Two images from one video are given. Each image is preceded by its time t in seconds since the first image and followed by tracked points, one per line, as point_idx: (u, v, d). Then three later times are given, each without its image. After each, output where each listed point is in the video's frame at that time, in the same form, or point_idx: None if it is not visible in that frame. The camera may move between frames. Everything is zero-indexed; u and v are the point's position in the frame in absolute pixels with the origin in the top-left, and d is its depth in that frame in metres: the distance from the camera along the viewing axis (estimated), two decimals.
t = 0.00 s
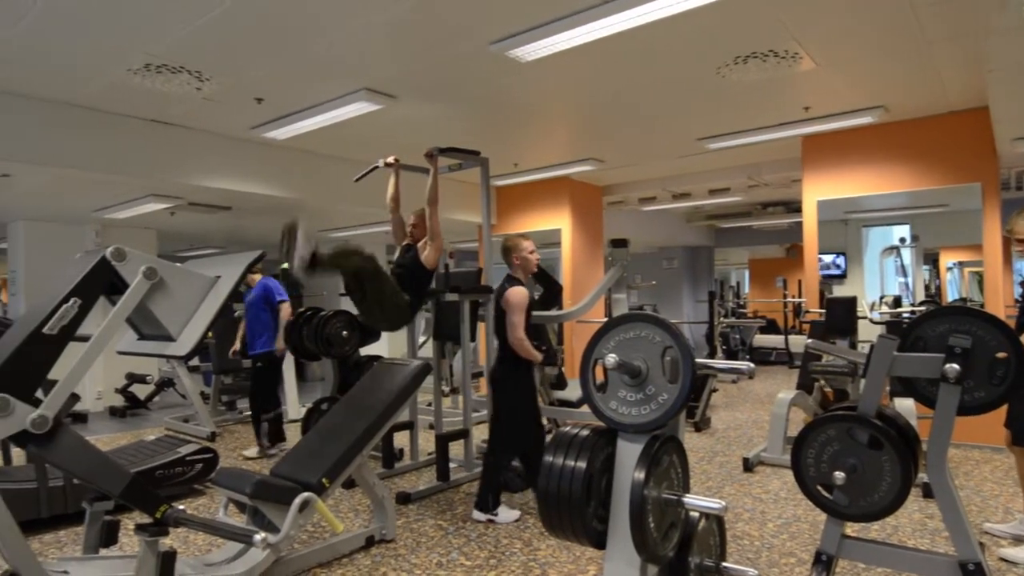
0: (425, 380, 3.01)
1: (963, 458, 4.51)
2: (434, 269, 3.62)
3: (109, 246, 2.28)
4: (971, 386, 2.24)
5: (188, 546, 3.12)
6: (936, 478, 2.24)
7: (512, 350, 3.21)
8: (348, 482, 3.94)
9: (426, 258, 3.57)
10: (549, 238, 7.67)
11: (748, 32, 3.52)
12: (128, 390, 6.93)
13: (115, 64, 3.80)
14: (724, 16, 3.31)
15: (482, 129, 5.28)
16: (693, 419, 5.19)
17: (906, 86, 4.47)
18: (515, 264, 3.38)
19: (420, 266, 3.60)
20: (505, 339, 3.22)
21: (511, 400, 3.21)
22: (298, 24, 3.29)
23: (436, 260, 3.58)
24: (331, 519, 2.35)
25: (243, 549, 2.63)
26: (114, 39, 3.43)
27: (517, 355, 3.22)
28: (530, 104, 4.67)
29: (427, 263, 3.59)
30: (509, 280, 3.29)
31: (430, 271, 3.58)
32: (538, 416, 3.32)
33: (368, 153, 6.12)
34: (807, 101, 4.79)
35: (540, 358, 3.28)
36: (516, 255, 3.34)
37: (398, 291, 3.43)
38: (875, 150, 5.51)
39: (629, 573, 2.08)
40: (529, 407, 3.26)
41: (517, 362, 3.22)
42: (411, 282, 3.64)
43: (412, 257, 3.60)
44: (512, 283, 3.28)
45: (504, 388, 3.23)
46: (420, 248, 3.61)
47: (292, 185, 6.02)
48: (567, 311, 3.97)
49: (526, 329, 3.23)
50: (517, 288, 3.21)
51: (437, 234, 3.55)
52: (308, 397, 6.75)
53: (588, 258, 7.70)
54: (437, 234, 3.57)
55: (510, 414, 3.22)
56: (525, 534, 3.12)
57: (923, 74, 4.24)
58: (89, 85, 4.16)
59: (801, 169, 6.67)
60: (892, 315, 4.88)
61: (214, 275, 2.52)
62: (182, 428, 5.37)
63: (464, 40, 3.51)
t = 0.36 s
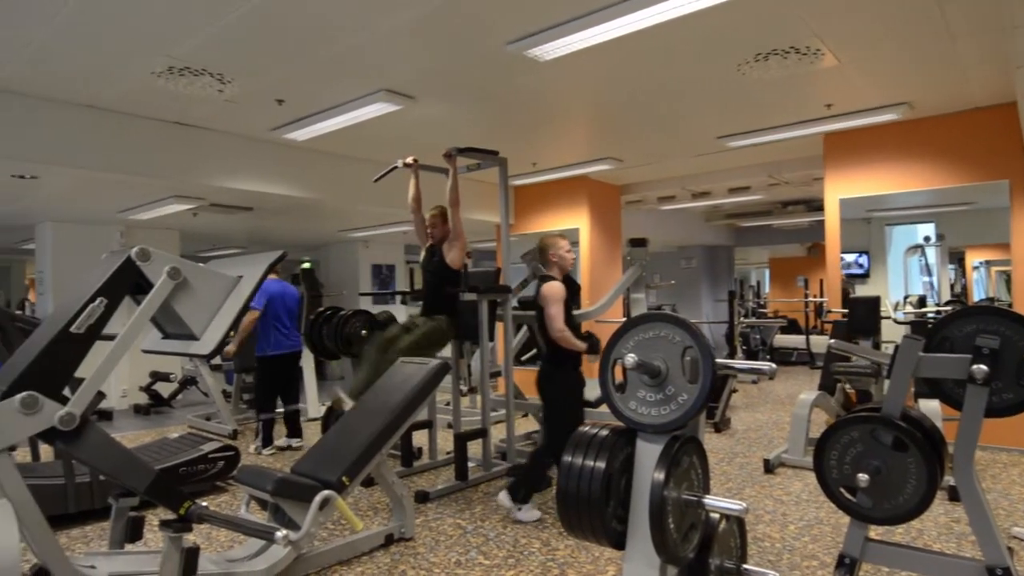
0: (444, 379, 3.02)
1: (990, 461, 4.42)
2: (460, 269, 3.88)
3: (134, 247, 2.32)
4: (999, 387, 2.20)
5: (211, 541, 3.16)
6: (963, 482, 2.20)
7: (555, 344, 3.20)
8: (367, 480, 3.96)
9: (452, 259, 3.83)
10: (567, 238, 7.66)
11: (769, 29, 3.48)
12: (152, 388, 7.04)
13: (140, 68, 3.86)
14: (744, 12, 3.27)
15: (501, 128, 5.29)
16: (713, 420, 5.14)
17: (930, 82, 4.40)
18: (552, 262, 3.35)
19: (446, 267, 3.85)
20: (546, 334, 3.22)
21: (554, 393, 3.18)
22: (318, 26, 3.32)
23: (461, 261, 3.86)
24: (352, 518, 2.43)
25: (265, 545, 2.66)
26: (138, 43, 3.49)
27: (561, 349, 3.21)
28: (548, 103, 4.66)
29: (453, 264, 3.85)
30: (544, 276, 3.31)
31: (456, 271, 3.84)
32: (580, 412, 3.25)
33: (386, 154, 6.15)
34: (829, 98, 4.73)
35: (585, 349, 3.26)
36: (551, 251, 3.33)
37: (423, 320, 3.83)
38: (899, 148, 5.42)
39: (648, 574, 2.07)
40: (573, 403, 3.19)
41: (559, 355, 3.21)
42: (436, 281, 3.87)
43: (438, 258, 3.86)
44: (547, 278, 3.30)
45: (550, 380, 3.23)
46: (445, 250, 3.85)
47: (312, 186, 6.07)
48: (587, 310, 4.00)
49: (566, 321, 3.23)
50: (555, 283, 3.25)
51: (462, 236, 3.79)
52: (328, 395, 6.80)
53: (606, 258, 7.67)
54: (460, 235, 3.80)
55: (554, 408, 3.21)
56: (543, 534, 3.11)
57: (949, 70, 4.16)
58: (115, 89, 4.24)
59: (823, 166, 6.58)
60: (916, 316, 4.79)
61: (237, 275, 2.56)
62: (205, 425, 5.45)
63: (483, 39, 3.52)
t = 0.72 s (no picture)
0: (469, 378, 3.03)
1: None
2: (488, 268, 3.91)
3: (167, 248, 2.37)
4: None
5: (241, 536, 3.22)
6: (1002, 486, 2.12)
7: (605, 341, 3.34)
8: (393, 478, 3.99)
9: (481, 259, 3.86)
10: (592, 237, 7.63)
11: (799, 24, 3.42)
12: (183, 386, 7.19)
13: (172, 72, 3.94)
14: (774, 7, 3.22)
15: (526, 128, 5.29)
16: (740, 421, 5.08)
17: (966, 76, 4.28)
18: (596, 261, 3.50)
19: (476, 266, 3.87)
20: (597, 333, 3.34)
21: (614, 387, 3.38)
22: (345, 28, 3.35)
23: (490, 260, 3.89)
24: (378, 515, 2.43)
25: (294, 541, 2.70)
26: (171, 47, 3.56)
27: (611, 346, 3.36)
28: (574, 102, 4.65)
29: (482, 263, 3.88)
30: (590, 276, 3.43)
31: (485, 270, 3.87)
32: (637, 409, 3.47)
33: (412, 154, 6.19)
34: (860, 94, 4.64)
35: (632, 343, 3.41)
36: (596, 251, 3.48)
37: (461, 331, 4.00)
38: (933, 143, 5.29)
39: None
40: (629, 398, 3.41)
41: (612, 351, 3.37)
42: (466, 282, 3.90)
43: (469, 259, 3.90)
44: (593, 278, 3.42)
45: (606, 378, 3.43)
46: (475, 250, 3.89)
47: (339, 186, 6.14)
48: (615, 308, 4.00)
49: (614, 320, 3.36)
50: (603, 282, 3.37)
51: (492, 235, 3.83)
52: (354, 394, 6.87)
53: (631, 256, 7.62)
54: (489, 235, 3.83)
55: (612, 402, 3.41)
56: (568, 534, 3.10)
57: (986, 63, 4.05)
58: (148, 93, 4.33)
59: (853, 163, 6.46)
60: (951, 316, 4.67)
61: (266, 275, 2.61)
62: (234, 422, 5.54)
63: (508, 39, 3.52)
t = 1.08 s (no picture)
0: (489, 377, 3.03)
1: None
2: (508, 267, 3.91)
3: (191, 248, 2.40)
4: None
5: (264, 533, 3.26)
6: None
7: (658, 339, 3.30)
8: (412, 477, 4.01)
9: (501, 257, 3.87)
10: (611, 236, 7.60)
11: (823, 20, 3.38)
12: (207, 384, 7.29)
13: (196, 74, 4.00)
14: (796, 4, 3.19)
15: (545, 127, 5.28)
16: (762, 421, 5.02)
17: (996, 70, 4.19)
18: (639, 259, 3.43)
19: (496, 265, 3.88)
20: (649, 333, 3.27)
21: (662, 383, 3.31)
22: (366, 30, 3.38)
23: (511, 258, 3.91)
24: (398, 513, 2.44)
25: (316, 537, 2.73)
26: (195, 50, 3.61)
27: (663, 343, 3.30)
28: (593, 101, 4.63)
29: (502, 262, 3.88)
30: (639, 276, 3.34)
31: (505, 269, 3.87)
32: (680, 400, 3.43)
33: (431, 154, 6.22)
34: (885, 90, 4.57)
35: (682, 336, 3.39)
36: (640, 249, 3.40)
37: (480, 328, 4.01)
38: (960, 140, 5.19)
39: None
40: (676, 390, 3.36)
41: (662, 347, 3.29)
42: (486, 282, 3.89)
43: (489, 258, 3.90)
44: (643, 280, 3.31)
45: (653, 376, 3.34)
46: (495, 249, 3.90)
47: (360, 186, 6.18)
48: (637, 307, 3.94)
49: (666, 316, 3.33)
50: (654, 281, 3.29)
51: (511, 234, 3.83)
52: (373, 392, 6.92)
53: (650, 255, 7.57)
54: (509, 233, 3.85)
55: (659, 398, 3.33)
56: (587, 534, 3.10)
57: (1016, 57, 3.96)
58: (173, 95, 4.40)
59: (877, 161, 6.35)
60: (979, 315, 4.57)
61: (289, 274, 2.63)
62: (257, 420, 5.61)
63: (527, 38, 3.52)
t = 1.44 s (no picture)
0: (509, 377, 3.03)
1: None
2: (523, 268, 3.89)
3: (216, 248, 2.43)
4: None
5: (287, 530, 3.30)
6: None
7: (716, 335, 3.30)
8: (433, 476, 4.03)
9: (514, 258, 3.85)
10: (631, 235, 7.55)
11: (849, 15, 3.33)
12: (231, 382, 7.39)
13: (221, 77, 4.06)
14: None
15: (565, 126, 5.27)
16: (786, 422, 4.96)
17: None
18: (689, 258, 3.34)
19: (510, 266, 3.86)
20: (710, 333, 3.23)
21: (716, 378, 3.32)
22: (387, 30, 3.40)
23: (523, 259, 3.86)
24: (420, 512, 2.46)
25: (338, 535, 2.75)
26: (220, 52, 3.66)
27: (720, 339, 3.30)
28: (614, 99, 4.61)
29: (514, 263, 3.86)
30: (694, 277, 3.24)
31: (519, 270, 3.85)
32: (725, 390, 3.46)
33: (452, 154, 6.23)
34: (912, 86, 4.48)
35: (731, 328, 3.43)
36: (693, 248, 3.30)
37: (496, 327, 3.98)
38: (990, 136, 5.07)
39: None
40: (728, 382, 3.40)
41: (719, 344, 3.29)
42: (504, 282, 3.88)
43: (503, 258, 3.88)
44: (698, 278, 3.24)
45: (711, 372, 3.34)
46: (509, 249, 3.88)
47: (381, 187, 6.23)
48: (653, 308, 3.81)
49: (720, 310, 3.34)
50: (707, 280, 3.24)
51: (523, 234, 3.80)
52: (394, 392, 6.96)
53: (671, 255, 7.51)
54: (523, 234, 3.82)
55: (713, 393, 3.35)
56: (609, 535, 3.08)
57: None
58: (199, 98, 4.47)
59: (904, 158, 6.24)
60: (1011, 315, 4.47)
61: (311, 273, 2.66)
62: (280, 418, 5.67)
63: (548, 37, 3.51)
